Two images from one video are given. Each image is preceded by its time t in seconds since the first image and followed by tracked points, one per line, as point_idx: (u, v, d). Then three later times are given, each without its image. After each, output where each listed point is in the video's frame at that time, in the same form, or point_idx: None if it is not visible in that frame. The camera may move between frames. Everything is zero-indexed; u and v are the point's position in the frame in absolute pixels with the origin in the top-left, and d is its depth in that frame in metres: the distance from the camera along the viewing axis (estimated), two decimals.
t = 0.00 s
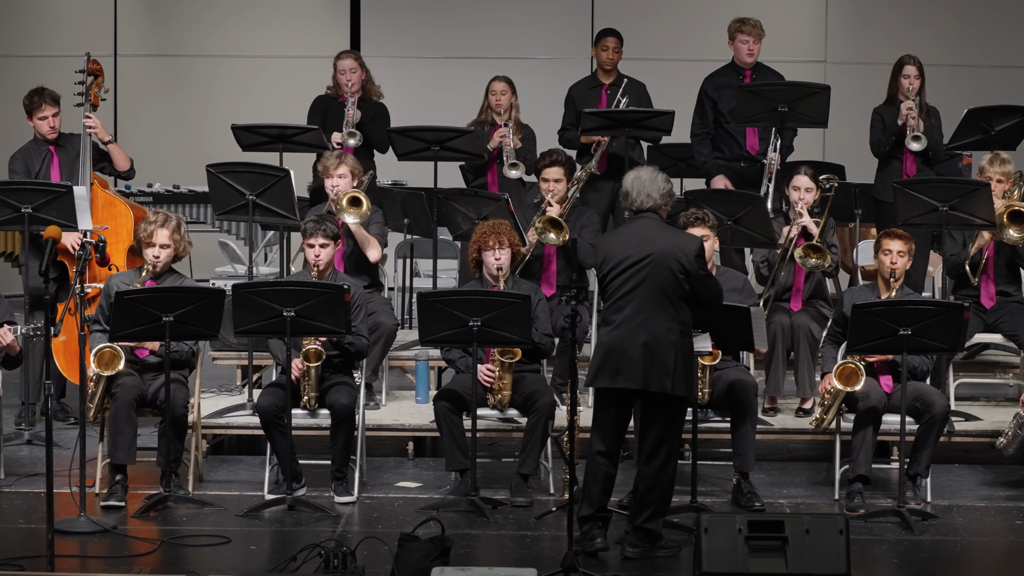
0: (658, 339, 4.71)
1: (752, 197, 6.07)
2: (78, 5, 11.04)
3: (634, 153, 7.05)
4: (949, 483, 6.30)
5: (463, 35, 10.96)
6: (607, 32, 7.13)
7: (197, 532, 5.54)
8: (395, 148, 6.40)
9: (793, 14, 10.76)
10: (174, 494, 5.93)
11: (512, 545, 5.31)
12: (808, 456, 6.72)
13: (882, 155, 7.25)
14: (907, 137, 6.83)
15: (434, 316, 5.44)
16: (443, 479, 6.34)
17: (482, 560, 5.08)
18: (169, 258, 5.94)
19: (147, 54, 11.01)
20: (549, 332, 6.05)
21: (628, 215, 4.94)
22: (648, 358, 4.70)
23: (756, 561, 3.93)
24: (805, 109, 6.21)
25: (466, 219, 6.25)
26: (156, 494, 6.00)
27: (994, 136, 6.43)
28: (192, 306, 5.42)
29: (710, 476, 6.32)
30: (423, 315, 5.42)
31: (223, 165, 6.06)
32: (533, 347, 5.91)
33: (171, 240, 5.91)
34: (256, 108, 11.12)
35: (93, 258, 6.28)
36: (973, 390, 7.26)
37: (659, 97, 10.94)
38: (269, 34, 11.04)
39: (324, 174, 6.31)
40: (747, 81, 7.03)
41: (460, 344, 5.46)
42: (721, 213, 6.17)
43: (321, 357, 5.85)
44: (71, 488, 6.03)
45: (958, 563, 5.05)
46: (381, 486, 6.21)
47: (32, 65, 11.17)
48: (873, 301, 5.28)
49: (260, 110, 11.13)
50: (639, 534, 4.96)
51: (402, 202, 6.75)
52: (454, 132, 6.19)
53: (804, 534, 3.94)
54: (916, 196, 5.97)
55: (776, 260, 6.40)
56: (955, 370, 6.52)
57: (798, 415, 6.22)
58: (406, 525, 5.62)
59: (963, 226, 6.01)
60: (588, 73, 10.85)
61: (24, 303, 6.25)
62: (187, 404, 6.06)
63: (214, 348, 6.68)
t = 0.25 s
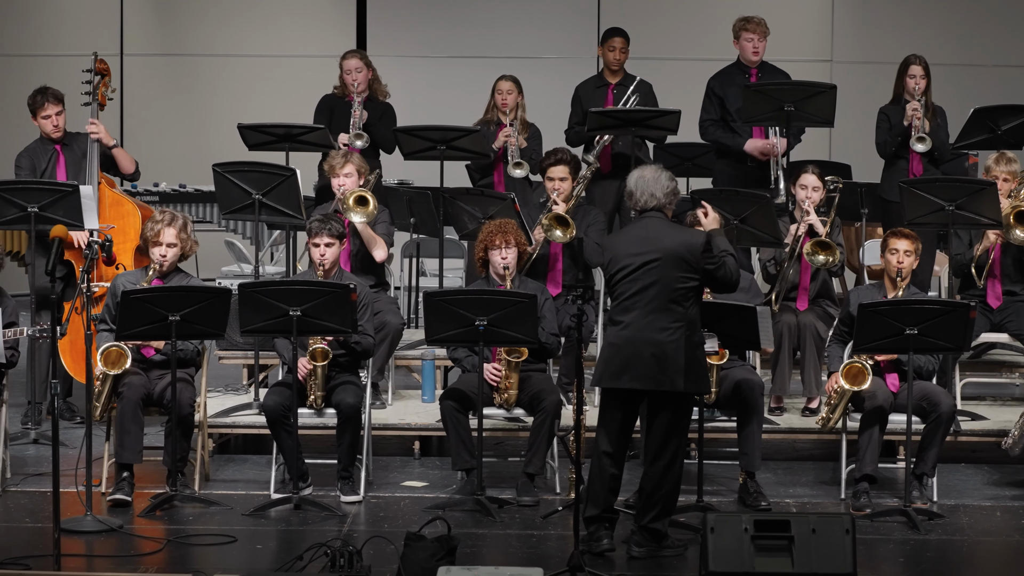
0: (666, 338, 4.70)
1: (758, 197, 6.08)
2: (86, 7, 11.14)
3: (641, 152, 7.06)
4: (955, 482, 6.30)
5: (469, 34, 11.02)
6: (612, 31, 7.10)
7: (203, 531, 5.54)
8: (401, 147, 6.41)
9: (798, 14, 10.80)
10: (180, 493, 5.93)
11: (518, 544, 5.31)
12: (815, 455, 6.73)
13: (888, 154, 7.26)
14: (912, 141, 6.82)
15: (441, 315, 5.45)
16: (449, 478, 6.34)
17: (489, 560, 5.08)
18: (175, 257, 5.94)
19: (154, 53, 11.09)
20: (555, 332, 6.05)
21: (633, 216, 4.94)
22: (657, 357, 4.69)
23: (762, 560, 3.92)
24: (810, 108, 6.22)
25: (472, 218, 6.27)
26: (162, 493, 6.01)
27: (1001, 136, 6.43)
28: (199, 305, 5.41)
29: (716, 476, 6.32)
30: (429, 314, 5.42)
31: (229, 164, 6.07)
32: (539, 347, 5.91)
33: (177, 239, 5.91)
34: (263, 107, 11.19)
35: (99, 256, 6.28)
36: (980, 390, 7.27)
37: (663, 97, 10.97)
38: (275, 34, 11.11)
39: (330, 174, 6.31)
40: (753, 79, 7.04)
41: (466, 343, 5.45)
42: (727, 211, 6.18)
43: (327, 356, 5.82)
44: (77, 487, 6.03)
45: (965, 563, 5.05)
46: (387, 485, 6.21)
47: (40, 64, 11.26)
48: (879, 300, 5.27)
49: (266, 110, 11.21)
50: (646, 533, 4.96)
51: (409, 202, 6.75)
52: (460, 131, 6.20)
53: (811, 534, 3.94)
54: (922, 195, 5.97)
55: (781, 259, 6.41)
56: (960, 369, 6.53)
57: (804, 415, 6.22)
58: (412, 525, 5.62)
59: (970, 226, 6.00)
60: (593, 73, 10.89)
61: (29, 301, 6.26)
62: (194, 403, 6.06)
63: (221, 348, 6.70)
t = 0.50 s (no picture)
0: (668, 338, 4.71)
1: (762, 196, 6.08)
2: (90, 7, 11.16)
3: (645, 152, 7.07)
4: (959, 482, 6.30)
5: (473, 33, 11.04)
6: (617, 31, 7.14)
7: (207, 531, 5.53)
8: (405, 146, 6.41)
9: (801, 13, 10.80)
10: (184, 492, 5.93)
11: (522, 544, 5.31)
12: (819, 455, 6.73)
13: (892, 154, 7.26)
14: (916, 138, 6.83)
15: (445, 314, 5.44)
16: (453, 478, 6.34)
17: (493, 560, 5.08)
18: (179, 257, 5.94)
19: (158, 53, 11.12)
20: (559, 331, 6.05)
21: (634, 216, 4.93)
22: (659, 356, 4.69)
23: (767, 560, 3.92)
24: (815, 108, 6.23)
25: (477, 218, 6.28)
26: (166, 493, 6.01)
27: (1005, 135, 6.43)
28: (203, 305, 5.41)
29: (720, 475, 6.32)
30: (434, 314, 5.42)
31: (233, 164, 6.07)
32: (544, 346, 5.91)
33: (182, 238, 5.91)
34: (268, 107, 11.23)
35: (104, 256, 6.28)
36: (984, 390, 7.27)
37: (666, 96, 10.98)
38: (279, 34, 11.14)
39: (336, 175, 6.30)
40: (757, 79, 7.05)
41: (471, 343, 5.45)
42: (731, 211, 6.20)
43: (332, 356, 5.89)
44: (81, 486, 6.03)
45: (969, 562, 5.05)
46: (391, 485, 6.22)
47: (43, 63, 11.27)
48: (884, 300, 5.26)
49: (270, 109, 11.23)
50: (650, 533, 4.94)
51: (413, 201, 6.76)
52: (464, 131, 6.20)
53: (815, 533, 3.94)
54: (926, 195, 5.97)
55: (786, 258, 6.41)
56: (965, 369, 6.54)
57: (808, 415, 6.22)
58: (416, 524, 5.62)
59: (974, 225, 6.00)
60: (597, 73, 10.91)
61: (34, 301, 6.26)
62: (198, 402, 6.06)
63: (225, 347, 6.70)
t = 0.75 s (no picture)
0: (664, 335, 4.70)
1: (766, 196, 6.09)
2: (93, 6, 11.18)
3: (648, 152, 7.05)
4: (963, 481, 6.30)
5: (477, 33, 11.05)
6: (622, 29, 7.12)
7: (210, 530, 5.53)
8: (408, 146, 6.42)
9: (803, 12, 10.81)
10: (187, 492, 5.93)
11: (525, 543, 5.31)
12: (822, 454, 6.74)
13: (895, 153, 7.27)
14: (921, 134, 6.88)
15: (448, 313, 5.44)
16: (457, 477, 6.34)
17: (496, 559, 5.07)
18: (183, 256, 5.94)
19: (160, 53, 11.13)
20: (563, 331, 6.06)
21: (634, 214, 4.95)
22: (655, 354, 4.69)
23: (770, 559, 3.92)
24: (818, 108, 6.23)
25: (480, 217, 6.28)
26: (169, 492, 6.00)
27: (1008, 134, 6.43)
28: (206, 304, 5.40)
29: (723, 475, 6.32)
30: (437, 313, 5.42)
31: (237, 163, 6.06)
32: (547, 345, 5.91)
33: (185, 238, 5.91)
34: (269, 106, 11.23)
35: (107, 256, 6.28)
36: (987, 389, 7.27)
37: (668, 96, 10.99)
38: (281, 34, 11.15)
39: (341, 173, 6.30)
40: (761, 77, 7.06)
41: (474, 342, 5.45)
42: (735, 211, 6.21)
43: (335, 355, 5.88)
44: (84, 486, 6.03)
45: (972, 561, 5.05)
46: (395, 484, 6.22)
47: (47, 63, 11.28)
48: (888, 299, 5.25)
49: (272, 109, 11.24)
50: (653, 532, 4.93)
51: (416, 201, 6.77)
52: (468, 130, 6.20)
53: (818, 533, 3.93)
54: (931, 194, 5.95)
55: (789, 257, 6.42)
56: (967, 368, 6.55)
57: (811, 414, 6.22)
58: (419, 523, 5.62)
59: (977, 225, 6.01)
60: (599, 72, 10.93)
61: (37, 301, 6.25)
62: (201, 402, 6.06)
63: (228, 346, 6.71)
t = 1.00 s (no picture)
0: (663, 335, 4.70)
1: (771, 196, 6.10)
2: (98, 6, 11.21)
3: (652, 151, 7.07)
4: (968, 481, 6.30)
5: (481, 32, 11.07)
6: (626, 28, 7.12)
7: (215, 529, 5.53)
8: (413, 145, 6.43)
9: (806, 11, 10.82)
10: (192, 491, 5.92)
11: (530, 542, 5.31)
12: (828, 454, 6.74)
13: (900, 153, 7.27)
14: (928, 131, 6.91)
15: (453, 312, 5.44)
16: (462, 477, 6.34)
17: (501, 559, 5.07)
18: (188, 256, 5.94)
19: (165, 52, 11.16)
20: (568, 330, 6.05)
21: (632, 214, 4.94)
22: (655, 354, 4.68)
23: (775, 559, 3.91)
24: (823, 107, 6.24)
25: (485, 216, 6.27)
26: (175, 492, 6.01)
27: (1012, 134, 6.44)
28: (210, 304, 5.40)
29: (728, 474, 6.32)
30: (442, 312, 5.42)
31: (242, 163, 6.06)
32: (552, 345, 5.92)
33: (190, 237, 5.91)
34: (273, 106, 11.25)
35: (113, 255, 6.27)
36: (992, 389, 7.26)
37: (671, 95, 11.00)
38: (286, 34, 11.17)
39: (348, 170, 6.30)
40: (766, 77, 7.09)
41: (479, 342, 5.44)
42: (740, 210, 6.22)
43: (339, 354, 5.83)
44: (89, 485, 6.04)
45: (978, 561, 5.05)
46: (400, 484, 6.22)
47: (52, 62, 11.31)
48: (892, 299, 5.24)
49: (277, 108, 11.26)
50: (658, 531, 4.93)
51: (421, 200, 6.77)
52: (472, 130, 6.20)
53: (823, 532, 3.92)
54: (936, 194, 5.96)
55: (794, 255, 6.43)
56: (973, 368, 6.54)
57: (816, 414, 6.22)
58: (425, 522, 5.62)
59: (983, 225, 6.00)
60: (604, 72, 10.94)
61: (42, 300, 6.26)
62: (206, 401, 6.06)
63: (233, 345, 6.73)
